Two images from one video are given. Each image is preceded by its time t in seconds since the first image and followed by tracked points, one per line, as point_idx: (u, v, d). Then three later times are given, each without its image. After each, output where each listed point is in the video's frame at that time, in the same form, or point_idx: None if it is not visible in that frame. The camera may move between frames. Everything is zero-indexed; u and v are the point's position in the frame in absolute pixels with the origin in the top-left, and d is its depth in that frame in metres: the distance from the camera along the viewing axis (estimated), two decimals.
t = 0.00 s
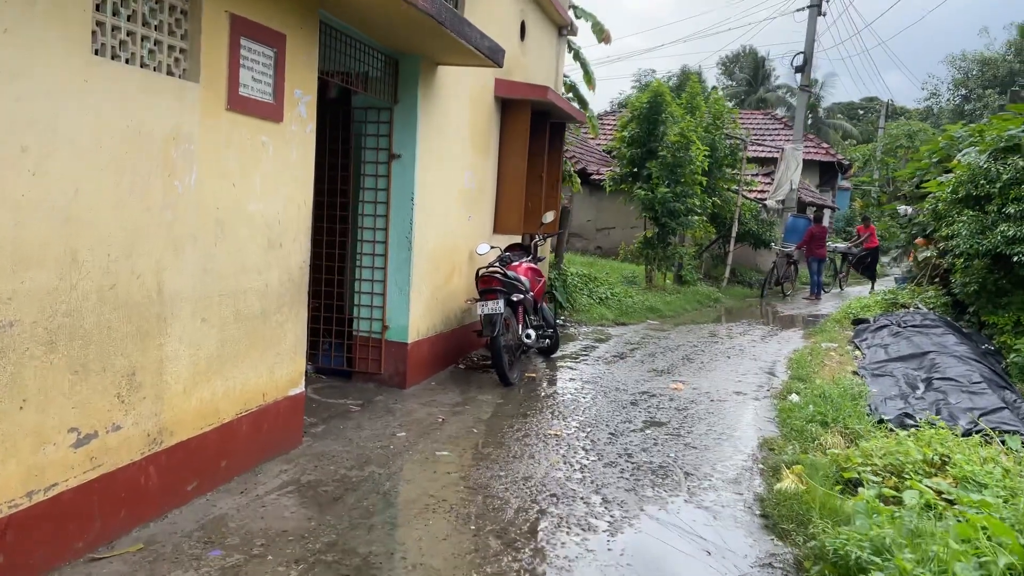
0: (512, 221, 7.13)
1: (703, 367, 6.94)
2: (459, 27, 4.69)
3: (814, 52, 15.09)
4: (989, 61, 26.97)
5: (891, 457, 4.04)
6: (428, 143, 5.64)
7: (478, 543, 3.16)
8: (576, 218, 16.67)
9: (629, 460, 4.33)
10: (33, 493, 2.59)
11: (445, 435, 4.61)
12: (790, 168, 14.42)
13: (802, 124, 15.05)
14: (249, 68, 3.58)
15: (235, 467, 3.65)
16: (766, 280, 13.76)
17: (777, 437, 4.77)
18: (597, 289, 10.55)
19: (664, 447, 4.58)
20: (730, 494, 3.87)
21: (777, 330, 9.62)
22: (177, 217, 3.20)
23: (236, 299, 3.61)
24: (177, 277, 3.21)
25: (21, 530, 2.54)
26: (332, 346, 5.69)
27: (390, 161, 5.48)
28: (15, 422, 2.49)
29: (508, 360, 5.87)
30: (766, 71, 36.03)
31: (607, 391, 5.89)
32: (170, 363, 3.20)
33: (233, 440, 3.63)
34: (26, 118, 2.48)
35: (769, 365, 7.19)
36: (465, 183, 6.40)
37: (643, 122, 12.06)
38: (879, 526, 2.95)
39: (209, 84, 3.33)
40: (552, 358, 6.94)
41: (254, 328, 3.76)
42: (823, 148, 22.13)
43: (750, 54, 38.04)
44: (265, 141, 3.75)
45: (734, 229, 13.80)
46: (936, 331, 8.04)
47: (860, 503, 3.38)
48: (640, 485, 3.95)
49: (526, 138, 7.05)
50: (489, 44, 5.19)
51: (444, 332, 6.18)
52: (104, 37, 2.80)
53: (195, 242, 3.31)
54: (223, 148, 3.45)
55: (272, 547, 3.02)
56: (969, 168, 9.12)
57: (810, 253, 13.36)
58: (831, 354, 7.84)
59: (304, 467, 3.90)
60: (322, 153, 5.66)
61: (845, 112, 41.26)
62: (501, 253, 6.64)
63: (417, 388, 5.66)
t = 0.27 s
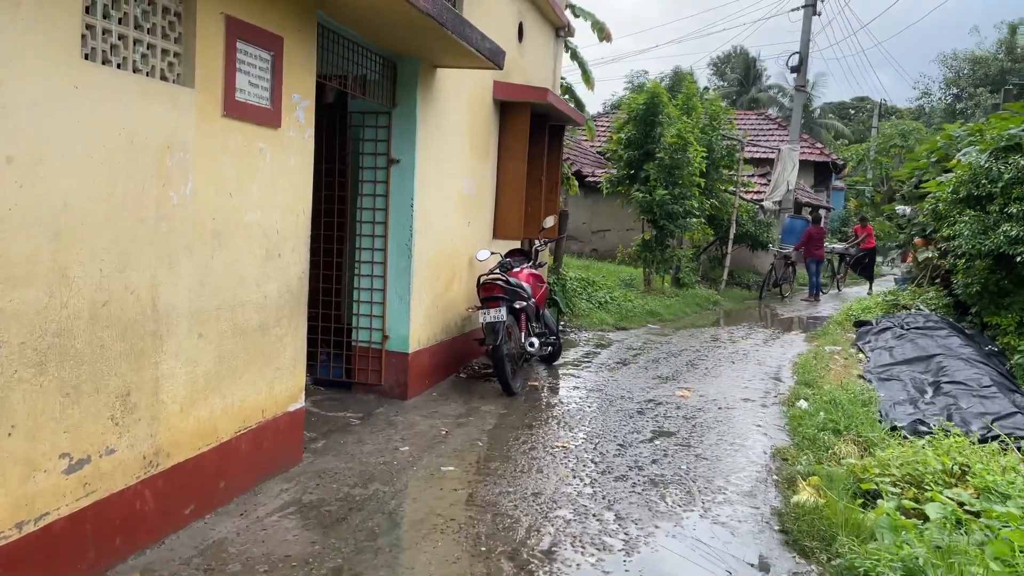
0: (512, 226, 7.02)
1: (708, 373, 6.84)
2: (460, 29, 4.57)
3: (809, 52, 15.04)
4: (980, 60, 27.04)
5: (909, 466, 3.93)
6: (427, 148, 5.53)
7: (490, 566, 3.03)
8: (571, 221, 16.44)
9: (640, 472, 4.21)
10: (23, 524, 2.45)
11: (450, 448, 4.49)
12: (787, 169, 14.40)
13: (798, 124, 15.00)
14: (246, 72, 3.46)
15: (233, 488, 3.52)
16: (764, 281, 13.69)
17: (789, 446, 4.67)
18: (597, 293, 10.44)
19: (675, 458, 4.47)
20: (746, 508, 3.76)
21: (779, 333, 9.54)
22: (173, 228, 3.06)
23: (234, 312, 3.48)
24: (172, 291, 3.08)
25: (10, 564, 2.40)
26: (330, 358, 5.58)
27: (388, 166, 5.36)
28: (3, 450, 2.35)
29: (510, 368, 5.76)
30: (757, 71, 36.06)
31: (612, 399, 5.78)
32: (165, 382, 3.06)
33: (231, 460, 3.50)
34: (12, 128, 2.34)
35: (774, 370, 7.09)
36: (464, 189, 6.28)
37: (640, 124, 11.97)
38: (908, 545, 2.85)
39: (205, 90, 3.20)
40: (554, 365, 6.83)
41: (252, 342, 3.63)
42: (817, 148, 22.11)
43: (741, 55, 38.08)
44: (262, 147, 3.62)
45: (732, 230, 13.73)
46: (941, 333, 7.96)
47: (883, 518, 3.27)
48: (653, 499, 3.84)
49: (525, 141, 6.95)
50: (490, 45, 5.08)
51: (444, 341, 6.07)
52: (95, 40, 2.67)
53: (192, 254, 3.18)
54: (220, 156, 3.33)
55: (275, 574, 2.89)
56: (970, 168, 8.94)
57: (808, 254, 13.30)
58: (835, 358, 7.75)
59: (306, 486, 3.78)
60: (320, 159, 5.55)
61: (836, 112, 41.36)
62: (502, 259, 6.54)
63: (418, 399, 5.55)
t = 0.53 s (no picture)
0: (508, 231, 6.91)
1: (708, 379, 6.73)
2: (456, 30, 4.45)
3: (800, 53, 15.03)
4: (967, 60, 27.19)
5: (922, 474, 3.83)
6: (421, 152, 5.40)
7: None
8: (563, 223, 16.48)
9: (646, 484, 4.09)
10: (5, 556, 2.29)
11: (450, 462, 4.37)
12: (780, 170, 14.37)
13: (790, 125, 14.98)
14: (236, 74, 3.32)
15: (226, 508, 3.38)
16: (759, 283, 13.64)
17: (797, 454, 4.56)
18: (592, 298, 10.34)
19: (681, 469, 4.35)
20: (757, 521, 3.64)
21: (776, 336, 9.47)
22: (161, 238, 2.92)
23: (226, 326, 3.34)
24: (161, 305, 2.93)
25: None
26: (324, 369, 5.44)
27: (382, 171, 5.23)
28: None
29: (509, 377, 5.64)
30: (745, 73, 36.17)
31: (613, 408, 5.66)
32: (153, 402, 2.92)
33: (224, 479, 3.36)
34: None
35: (776, 375, 6.99)
36: (459, 194, 6.16)
37: (632, 127, 11.88)
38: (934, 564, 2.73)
39: (193, 93, 3.07)
40: (552, 372, 6.71)
41: (245, 356, 3.50)
42: (807, 149, 22.14)
43: (728, 57, 38.20)
44: (253, 153, 3.48)
45: (726, 233, 13.67)
46: (940, 334, 7.90)
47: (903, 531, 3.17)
48: (662, 513, 3.72)
49: (520, 144, 6.83)
50: (485, 46, 4.96)
51: (441, 350, 5.94)
52: (77, 41, 2.52)
53: (181, 266, 3.04)
54: (209, 163, 3.19)
55: None
56: (965, 167, 8.95)
57: (802, 256, 13.26)
58: (835, 361, 7.67)
59: (302, 505, 3.65)
60: (312, 165, 5.41)
61: (824, 113, 41.56)
62: (498, 266, 6.42)
63: (415, 410, 5.43)
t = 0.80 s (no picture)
0: (500, 234, 6.81)
1: (705, 383, 6.64)
2: (449, 29, 4.34)
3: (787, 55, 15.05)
4: (949, 62, 27.45)
5: (930, 479, 3.75)
6: (413, 155, 5.29)
7: None
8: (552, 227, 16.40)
9: (649, 493, 3.99)
10: None
11: (446, 473, 4.25)
12: (768, 172, 14.37)
13: (778, 127, 15.00)
14: (222, 73, 3.20)
15: (214, 526, 3.24)
16: (749, 286, 13.62)
17: (799, 460, 4.48)
18: (584, 302, 10.25)
19: (683, 477, 4.25)
20: (764, 530, 3.55)
21: (769, 339, 9.41)
22: (144, 245, 2.78)
23: (213, 335, 3.21)
24: (144, 315, 2.80)
25: None
26: (314, 377, 5.31)
27: (373, 174, 5.11)
28: None
29: (503, 384, 5.54)
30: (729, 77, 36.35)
31: (610, 414, 5.56)
32: (136, 416, 2.78)
33: (211, 495, 3.23)
34: None
35: (772, 378, 6.92)
36: (451, 197, 6.05)
37: (622, 129, 11.83)
38: None
39: (177, 93, 2.93)
40: (546, 378, 6.61)
41: (233, 367, 3.37)
42: (793, 152, 22.22)
43: (712, 60, 38.37)
44: (240, 156, 3.35)
45: (716, 235, 13.64)
46: (934, 335, 7.87)
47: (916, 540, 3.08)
48: (667, 524, 3.61)
49: (512, 147, 6.73)
50: (477, 46, 4.86)
51: (434, 357, 5.83)
52: (53, 37, 2.39)
53: (165, 274, 2.90)
54: (194, 165, 3.05)
55: None
56: (956, 168, 8.96)
57: (792, 258, 13.25)
58: (830, 363, 7.63)
59: (293, 521, 3.51)
60: (300, 168, 5.28)
61: (808, 116, 41.84)
62: (490, 270, 6.32)
63: (408, 419, 5.31)
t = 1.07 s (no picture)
0: (490, 239, 6.69)
1: (700, 389, 6.54)
2: (438, 27, 4.21)
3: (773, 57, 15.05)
4: (930, 64, 27.69)
5: (939, 489, 3.65)
6: (401, 159, 5.14)
7: None
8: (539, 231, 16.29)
9: (650, 507, 3.87)
10: None
11: (438, 488, 4.11)
12: (755, 174, 14.34)
13: (765, 130, 15.00)
14: (202, 73, 3.04)
15: (196, 549, 3.08)
16: (738, 289, 13.58)
17: (801, 469, 4.38)
18: (574, 306, 10.14)
19: (684, 489, 4.13)
20: (771, 545, 3.43)
21: (761, 342, 9.35)
22: (120, 254, 2.62)
23: (195, 348, 3.06)
24: (121, 329, 2.64)
25: None
26: (301, 388, 5.18)
27: (361, 179, 4.97)
28: None
29: (496, 393, 5.41)
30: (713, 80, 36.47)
31: (605, 423, 5.43)
32: (113, 437, 2.62)
33: (193, 517, 3.06)
34: None
35: (767, 383, 6.83)
36: (441, 201, 5.92)
37: (610, 132, 11.74)
38: None
39: (154, 95, 2.77)
40: (539, 385, 6.49)
41: (216, 381, 3.22)
42: (778, 154, 22.28)
43: (695, 63, 38.52)
44: (222, 160, 3.20)
45: (704, 238, 13.59)
46: (927, 338, 7.82)
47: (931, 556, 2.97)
48: (670, 539, 3.49)
49: (502, 150, 6.61)
50: (467, 46, 4.73)
51: (424, 366, 5.70)
52: (19, 33, 2.23)
53: (142, 285, 2.74)
54: (173, 170, 2.90)
55: None
56: (946, 169, 8.95)
57: (781, 260, 13.22)
58: (823, 367, 7.56)
59: (281, 542, 3.36)
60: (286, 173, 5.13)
61: (791, 118, 42.09)
62: (481, 276, 6.19)
63: (399, 430, 5.16)
